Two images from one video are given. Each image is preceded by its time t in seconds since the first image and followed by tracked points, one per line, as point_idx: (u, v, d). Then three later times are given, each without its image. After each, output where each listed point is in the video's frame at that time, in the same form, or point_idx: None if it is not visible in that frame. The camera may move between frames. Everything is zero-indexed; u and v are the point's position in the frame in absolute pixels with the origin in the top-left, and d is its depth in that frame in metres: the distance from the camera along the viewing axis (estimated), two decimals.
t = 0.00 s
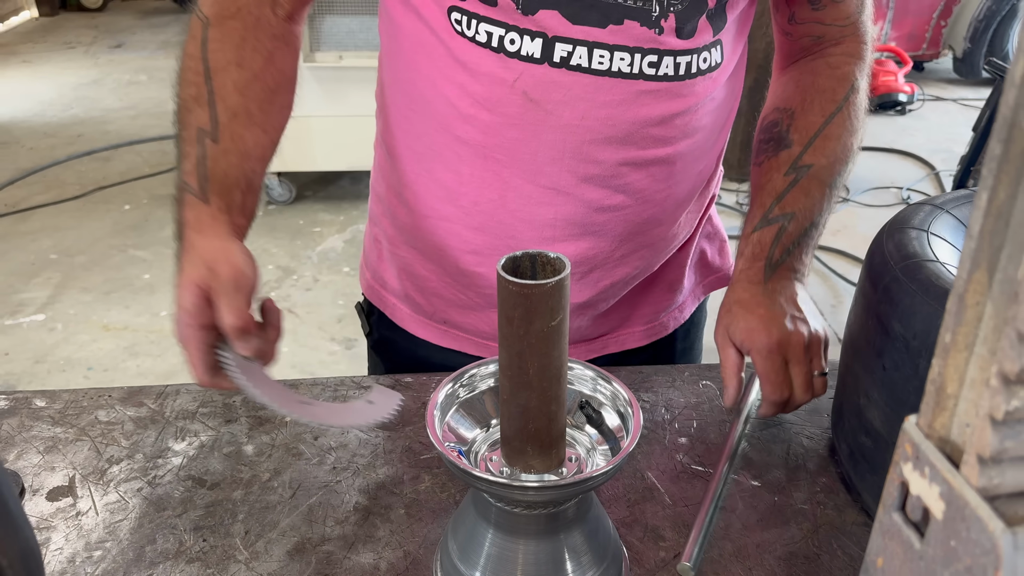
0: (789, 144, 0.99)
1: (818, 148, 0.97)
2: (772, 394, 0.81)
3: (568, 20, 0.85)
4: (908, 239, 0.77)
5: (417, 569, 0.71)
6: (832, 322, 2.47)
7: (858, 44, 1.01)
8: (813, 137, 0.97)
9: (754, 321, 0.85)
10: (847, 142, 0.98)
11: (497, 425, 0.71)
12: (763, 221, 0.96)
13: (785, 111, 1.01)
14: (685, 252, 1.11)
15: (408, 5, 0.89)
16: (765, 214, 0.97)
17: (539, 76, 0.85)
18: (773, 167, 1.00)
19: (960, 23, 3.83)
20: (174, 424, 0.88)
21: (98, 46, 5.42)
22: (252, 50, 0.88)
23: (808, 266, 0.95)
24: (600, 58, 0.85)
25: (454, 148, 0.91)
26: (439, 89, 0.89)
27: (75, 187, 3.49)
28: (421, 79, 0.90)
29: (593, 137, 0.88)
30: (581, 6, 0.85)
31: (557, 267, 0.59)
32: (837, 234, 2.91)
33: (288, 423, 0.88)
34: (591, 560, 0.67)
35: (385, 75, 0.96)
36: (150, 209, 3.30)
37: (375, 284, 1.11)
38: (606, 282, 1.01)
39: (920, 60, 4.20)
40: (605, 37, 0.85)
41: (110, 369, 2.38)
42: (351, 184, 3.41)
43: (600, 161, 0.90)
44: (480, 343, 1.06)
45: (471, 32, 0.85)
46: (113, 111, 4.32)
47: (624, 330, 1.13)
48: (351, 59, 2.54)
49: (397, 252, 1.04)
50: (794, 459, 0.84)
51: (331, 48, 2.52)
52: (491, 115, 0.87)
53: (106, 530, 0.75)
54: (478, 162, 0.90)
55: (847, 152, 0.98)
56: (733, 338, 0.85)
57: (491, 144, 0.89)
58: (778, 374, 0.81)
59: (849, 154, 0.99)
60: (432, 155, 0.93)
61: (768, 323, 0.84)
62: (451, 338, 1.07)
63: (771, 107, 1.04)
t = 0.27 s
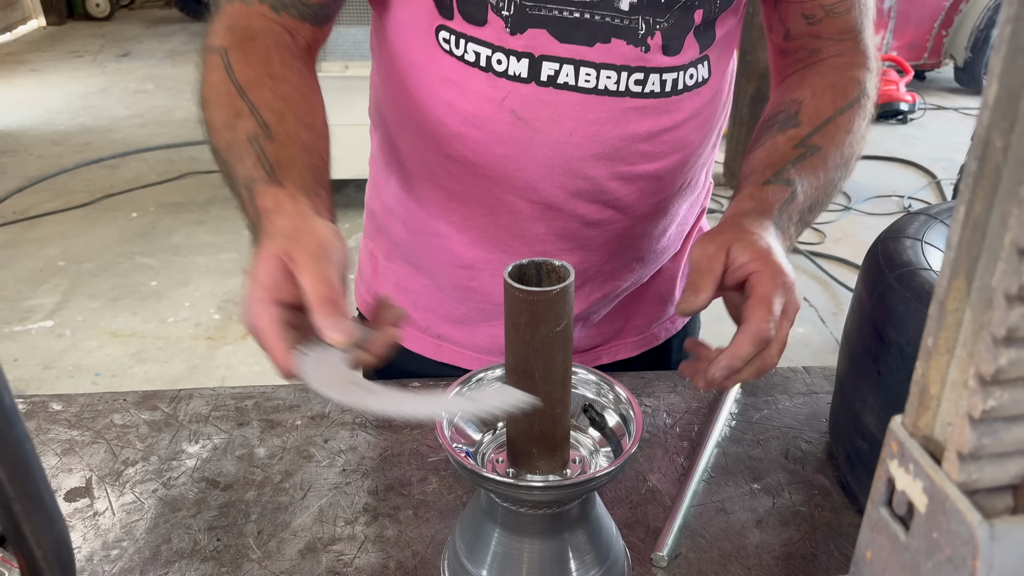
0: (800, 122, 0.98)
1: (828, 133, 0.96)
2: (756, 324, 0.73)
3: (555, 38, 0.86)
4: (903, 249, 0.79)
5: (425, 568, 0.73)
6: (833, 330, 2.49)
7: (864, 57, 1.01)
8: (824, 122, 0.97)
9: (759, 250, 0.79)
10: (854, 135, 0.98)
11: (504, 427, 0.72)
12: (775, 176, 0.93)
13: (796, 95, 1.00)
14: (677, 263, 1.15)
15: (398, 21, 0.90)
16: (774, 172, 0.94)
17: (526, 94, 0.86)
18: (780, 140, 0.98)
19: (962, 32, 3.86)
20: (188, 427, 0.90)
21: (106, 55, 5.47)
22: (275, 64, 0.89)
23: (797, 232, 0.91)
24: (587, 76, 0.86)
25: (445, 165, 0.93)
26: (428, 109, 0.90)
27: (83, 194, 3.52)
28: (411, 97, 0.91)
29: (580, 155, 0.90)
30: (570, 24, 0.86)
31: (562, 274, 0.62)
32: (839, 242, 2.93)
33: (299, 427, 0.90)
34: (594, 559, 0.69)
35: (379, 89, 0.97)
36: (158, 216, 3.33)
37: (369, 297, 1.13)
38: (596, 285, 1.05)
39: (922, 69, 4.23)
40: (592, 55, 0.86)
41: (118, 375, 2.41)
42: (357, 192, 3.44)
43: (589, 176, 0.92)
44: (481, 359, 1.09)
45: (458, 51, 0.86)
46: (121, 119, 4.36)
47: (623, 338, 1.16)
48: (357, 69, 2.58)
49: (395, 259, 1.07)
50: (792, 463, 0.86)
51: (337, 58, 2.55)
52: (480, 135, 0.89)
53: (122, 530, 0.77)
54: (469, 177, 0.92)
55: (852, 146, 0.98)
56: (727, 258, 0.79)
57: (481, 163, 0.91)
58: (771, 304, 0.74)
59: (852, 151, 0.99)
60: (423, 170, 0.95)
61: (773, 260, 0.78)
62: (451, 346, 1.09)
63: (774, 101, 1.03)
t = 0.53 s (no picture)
0: (791, 162, 0.98)
1: (821, 172, 0.97)
2: (706, 416, 0.72)
3: (556, 71, 0.86)
4: (896, 257, 0.81)
5: (433, 567, 0.75)
6: (835, 338, 2.51)
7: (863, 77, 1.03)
8: (816, 160, 0.98)
9: (726, 325, 0.76)
10: (849, 172, 0.99)
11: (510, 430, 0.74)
12: (764, 224, 0.92)
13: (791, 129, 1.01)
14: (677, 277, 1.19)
15: (394, 52, 0.90)
16: (764, 217, 0.93)
17: (529, 126, 0.88)
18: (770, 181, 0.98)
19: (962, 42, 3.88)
20: (199, 431, 0.92)
21: (112, 64, 5.51)
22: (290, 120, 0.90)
23: (784, 282, 0.90)
24: (588, 106, 0.87)
25: (451, 192, 0.96)
26: (432, 140, 0.92)
27: (89, 202, 3.55)
28: (412, 128, 0.93)
29: (584, 183, 0.93)
30: (570, 55, 0.86)
31: (566, 281, 0.64)
32: (841, 250, 2.95)
33: (308, 430, 0.92)
34: (597, 559, 0.71)
35: (376, 114, 0.98)
36: (163, 224, 3.36)
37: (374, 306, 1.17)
38: (597, 293, 1.09)
39: (923, 79, 4.25)
40: (593, 86, 0.87)
41: (125, 382, 2.42)
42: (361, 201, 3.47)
43: (593, 199, 0.95)
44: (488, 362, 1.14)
45: (459, 84, 0.87)
46: (127, 128, 4.40)
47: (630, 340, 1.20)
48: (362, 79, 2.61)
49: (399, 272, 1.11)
50: (791, 466, 0.88)
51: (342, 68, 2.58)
52: (485, 166, 0.91)
53: (136, 530, 0.79)
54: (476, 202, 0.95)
55: (848, 184, 0.99)
56: (693, 332, 0.77)
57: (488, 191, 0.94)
58: (724, 394, 0.73)
59: (849, 191, 1.00)
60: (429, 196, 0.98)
61: (739, 337, 0.75)
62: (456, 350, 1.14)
63: (770, 134, 1.05)
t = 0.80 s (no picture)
0: (802, 172, 1.00)
1: (831, 184, 0.99)
2: (704, 432, 0.75)
3: (549, 107, 0.87)
4: (897, 260, 0.83)
5: (441, 565, 0.76)
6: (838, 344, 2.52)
7: (875, 91, 1.05)
8: (827, 171, 1.00)
9: (731, 345, 0.77)
10: (859, 184, 1.01)
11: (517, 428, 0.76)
12: (775, 236, 0.93)
13: (803, 140, 1.03)
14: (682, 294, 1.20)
15: (392, 83, 0.91)
16: (774, 229, 0.95)
17: (523, 161, 0.89)
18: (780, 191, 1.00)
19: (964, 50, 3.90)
20: (210, 432, 0.94)
21: (117, 72, 5.54)
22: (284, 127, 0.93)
23: (789, 295, 0.91)
24: (583, 141, 0.88)
25: (449, 220, 0.98)
26: (429, 170, 0.94)
27: (95, 209, 3.57)
28: (411, 159, 0.94)
29: (580, 217, 0.94)
30: (563, 91, 0.87)
31: (572, 282, 0.65)
32: (843, 257, 2.96)
33: (317, 431, 0.94)
34: (603, 556, 0.72)
35: (377, 141, 0.99)
36: (168, 231, 3.38)
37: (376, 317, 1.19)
38: (599, 312, 1.10)
39: (925, 87, 4.26)
40: (586, 121, 0.87)
41: (130, 387, 2.44)
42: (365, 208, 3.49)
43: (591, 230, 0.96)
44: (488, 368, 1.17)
45: (452, 119, 0.89)
46: (132, 135, 4.42)
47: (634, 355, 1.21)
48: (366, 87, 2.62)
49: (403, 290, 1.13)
50: (794, 467, 0.89)
51: (347, 76, 2.60)
52: (482, 198, 0.93)
53: (149, 529, 0.80)
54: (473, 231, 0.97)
55: (857, 198, 1.00)
56: (697, 347, 0.78)
57: (485, 221, 0.95)
58: (725, 414, 0.75)
59: (858, 203, 1.01)
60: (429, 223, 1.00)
61: (743, 361, 0.77)
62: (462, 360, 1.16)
63: (780, 143, 1.06)
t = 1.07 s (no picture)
0: (809, 179, 1.01)
1: (838, 192, 1.00)
2: (699, 431, 0.77)
3: (554, 142, 0.88)
4: (896, 265, 0.84)
5: (448, 565, 0.77)
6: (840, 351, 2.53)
7: (883, 106, 1.07)
8: (834, 179, 1.01)
9: (731, 348, 0.78)
10: (865, 193, 1.02)
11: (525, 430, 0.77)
12: (782, 240, 0.95)
13: (812, 149, 1.05)
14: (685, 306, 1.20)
15: (401, 111, 0.93)
16: (782, 232, 0.96)
17: (530, 192, 0.90)
18: (788, 197, 1.01)
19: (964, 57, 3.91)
20: (219, 434, 0.95)
21: (121, 80, 5.57)
22: (283, 138, 0.95)
23: (795, 297, 0.92)
24: (589, 174, 0.90)
25: (455, 243, 0.99)
26: (436, 196, 0.95)
27: (99, 216, 3.59)
28: (418, 184, 0.96)
29: (584, 246, 0.95)
30: (569, 126, 0.88)
31: (579, 286, 0.66)
32: (845, 264, 2.97)
33: (325, 433, 0.95)
34: (608, 556, 0.73)
35: (385, 165, 1.01)
36: (173, 238, 3.40)
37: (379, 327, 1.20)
38: (602, 332, 1.11)
39: (925, 94, 4.28)
40: (592, 155, 0.89)
41: (136, 393, 2.45)
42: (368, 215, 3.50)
43: (596, 259, 0.97)
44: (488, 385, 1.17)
45: (460, 148, 0.90)
46: (136, 142, 4.44)
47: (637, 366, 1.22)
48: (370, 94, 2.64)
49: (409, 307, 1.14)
50: (796, 469, 0.90)
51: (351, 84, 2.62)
52: (488, 224, 0.94)
53: (160, 530, 0.81)
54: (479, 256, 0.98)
55: (863, 206, 1.01)
56: (697, 348, 0.79)
57: (490, 245, 0.97)
58: (720, 416, 0.77)
59: (865, 211, 1.02)
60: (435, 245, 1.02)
61: (742, 366, 0.78)
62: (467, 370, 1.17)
63: (787, 150, 1.08)
